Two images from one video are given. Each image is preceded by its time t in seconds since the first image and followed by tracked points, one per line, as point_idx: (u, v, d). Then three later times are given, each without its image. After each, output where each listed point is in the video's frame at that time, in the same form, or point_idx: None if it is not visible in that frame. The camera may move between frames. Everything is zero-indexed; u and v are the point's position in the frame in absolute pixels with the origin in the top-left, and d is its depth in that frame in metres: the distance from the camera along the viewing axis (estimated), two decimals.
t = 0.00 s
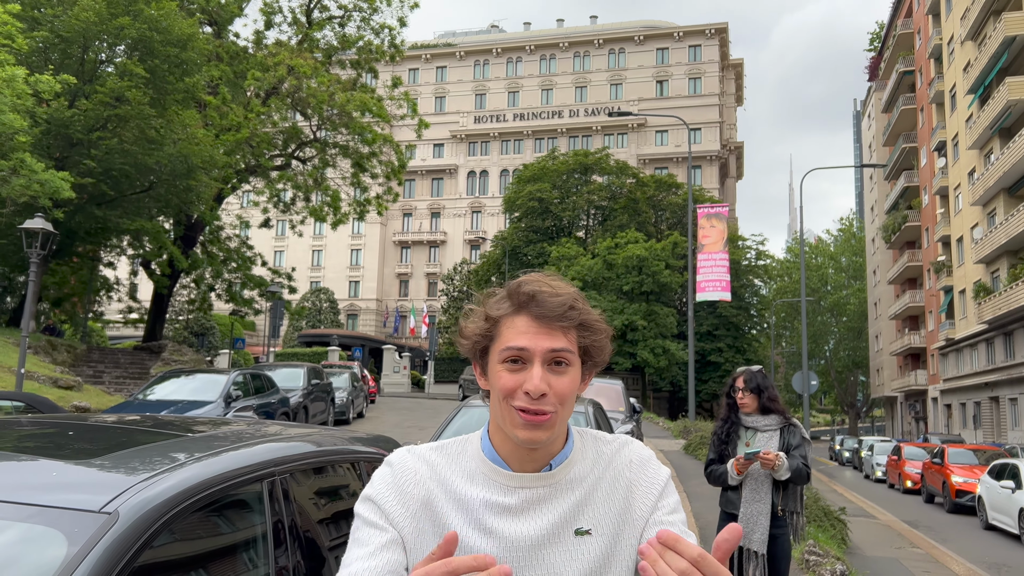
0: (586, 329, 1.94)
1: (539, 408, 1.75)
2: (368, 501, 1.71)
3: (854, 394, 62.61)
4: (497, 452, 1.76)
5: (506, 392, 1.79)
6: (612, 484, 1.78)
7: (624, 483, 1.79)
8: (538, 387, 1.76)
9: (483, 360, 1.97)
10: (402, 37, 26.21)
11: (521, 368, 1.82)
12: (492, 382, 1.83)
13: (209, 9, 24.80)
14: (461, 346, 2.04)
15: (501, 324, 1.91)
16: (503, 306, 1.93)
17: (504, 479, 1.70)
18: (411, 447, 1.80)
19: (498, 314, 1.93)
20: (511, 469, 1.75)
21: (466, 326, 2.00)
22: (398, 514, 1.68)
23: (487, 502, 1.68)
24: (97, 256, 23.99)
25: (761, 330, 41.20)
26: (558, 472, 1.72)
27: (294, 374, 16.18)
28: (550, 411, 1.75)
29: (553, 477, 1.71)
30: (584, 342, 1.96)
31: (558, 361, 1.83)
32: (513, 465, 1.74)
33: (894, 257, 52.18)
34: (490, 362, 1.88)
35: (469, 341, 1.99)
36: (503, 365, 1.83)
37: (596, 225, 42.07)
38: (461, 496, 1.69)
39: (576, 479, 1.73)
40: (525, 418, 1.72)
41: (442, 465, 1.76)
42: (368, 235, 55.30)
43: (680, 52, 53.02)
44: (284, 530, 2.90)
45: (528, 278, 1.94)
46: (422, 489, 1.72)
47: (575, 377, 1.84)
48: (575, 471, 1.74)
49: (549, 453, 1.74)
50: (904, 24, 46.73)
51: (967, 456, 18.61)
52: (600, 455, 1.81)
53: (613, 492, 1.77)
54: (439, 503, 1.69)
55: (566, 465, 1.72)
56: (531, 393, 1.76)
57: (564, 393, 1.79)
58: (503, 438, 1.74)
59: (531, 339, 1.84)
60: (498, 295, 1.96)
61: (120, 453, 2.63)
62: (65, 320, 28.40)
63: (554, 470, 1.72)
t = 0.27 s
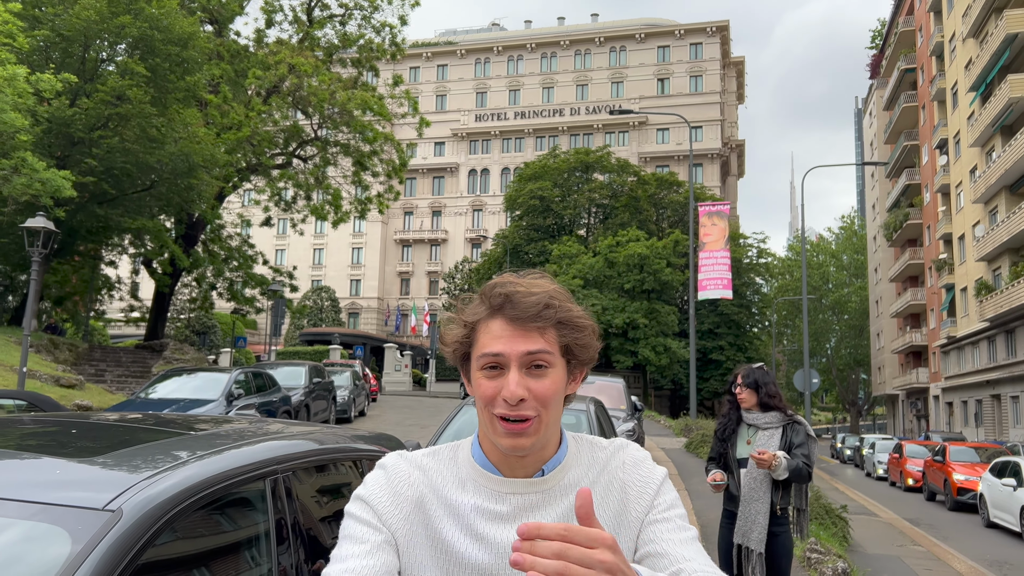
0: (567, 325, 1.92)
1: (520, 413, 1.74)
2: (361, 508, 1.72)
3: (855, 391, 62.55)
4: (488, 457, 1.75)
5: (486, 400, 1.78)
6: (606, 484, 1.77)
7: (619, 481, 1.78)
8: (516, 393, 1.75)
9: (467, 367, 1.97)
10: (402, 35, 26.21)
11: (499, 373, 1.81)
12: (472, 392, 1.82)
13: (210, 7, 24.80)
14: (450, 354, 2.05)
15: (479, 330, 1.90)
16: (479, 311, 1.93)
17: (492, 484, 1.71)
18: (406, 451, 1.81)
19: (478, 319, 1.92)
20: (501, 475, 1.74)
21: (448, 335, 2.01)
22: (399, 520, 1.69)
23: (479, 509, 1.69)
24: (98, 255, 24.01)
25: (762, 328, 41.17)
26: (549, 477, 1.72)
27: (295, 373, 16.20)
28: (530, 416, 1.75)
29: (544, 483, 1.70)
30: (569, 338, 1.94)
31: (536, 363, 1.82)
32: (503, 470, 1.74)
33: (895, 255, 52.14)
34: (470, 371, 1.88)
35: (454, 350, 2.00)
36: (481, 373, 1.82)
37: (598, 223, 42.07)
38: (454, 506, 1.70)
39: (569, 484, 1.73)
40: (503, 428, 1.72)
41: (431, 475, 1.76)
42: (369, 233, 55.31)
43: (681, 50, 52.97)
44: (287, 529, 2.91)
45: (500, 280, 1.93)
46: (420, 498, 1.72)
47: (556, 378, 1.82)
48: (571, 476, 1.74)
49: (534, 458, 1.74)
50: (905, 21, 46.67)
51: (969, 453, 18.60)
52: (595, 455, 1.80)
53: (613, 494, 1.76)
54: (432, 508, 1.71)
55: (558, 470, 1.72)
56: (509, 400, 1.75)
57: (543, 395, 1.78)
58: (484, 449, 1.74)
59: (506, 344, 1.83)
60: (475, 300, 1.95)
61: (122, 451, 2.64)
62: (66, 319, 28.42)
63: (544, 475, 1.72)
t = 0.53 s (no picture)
0: (559, 306, 1.92)
1: (511, 394, 1.75)
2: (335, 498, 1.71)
3: (856, 389, 62.53)
4: (470, 443, 1.76)
5: (477, 379, 1.78)
6: (593, 465, 1.79)
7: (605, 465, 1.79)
8: (509, 372, 1.75)
9: (453, 346, 1.97)
10: (403, 33, 26.18)
11: (490, 354, 1.81)
12: (463, 371, 1.82)
13: (210, 5, 24.81)
14: (430, 332, 2.03)
15: (469, 308, 1.89)
16: (469, 289, 1.92)
17: (481, 468, 1.72)
18: (384, 446, 1.82)
19: (467, 298, 1.91)
20: (486, 457, 1.75)
21: (431, 314, 1.99)
22: (376, 511, 1.69)
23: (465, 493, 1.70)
24: (99, 253, 24.02)
25: (763, 325, 41.15)
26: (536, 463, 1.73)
27: (297, 370, 16.22)
28: (521, 397, 1.75)
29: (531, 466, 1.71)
30: (558, 322, 1.95)
31: (528, 344, 1.82)
32: (489, 454, 1.75)
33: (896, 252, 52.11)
34: (457, 349, 1.87)
35: (436, 328, 1.98)
36: (471, 352, 1.82)
37: (599, 220, 42.05)
38: (441, 491, 1.70)
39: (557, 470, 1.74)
40: (495, 407, 1.72)
41: (417, 459, 1.77)
42: (370, 231, 55.32)
43: (682, 47, 52.93)
44: (289, 523, 2.91)
45: (492, 259, 1.93)
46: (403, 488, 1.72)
47: (548, 360, 1.83)
48: (557, 462, 1.76)
49: (522, 440, 1.75)
50: (907, 18, 46.62)
51: (970, 451, 18.59)
52: (578, 440, 1.81)
53: (602, 476, 1.78)
54: (419, 491, 1.71)
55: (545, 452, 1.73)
56: (501, 379, 1.76)
57: (536, 376, 1.78)
58: (472, 432, 1.75)
59: (499, 325, 1.83)
60: (465, 278, 1.95)
61: (124, 444, 2.63)
62: (68, 317, 28.46)
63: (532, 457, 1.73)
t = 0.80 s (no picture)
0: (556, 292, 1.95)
1: (522, 370, 1.77)
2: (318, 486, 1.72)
3: (857, 387, 62.52)
4: (464, 424, 1.78)
5: (487, 354, 1.78)
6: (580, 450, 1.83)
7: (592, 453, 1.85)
8: (523, 350, 1.77)
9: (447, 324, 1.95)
10: (403, 31, 26.14)
11: (500, 331, 1.81)
12: (467, 345, 1.82)
13: (211, 3, 24.82)
14: (418, 306, 1.99)
15: (473, 283, 1.89)
16: (477, 265, 1.91)
17: (479, 450, 1.74)
18: (367, 432, 1.83)
19: (470, 274, 1.91)
20: (480, 440, 1.78)
21: (427, 286, 1.95)
22: (360, 497, 1.70)
23: (464, 474, 1.72)
24: (100, 250, 24.01)
25: (764, 324, 41.18)
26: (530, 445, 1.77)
27: (298, 368, 16.25)
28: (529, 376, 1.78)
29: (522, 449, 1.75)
30: (555, 305, 1.99)
31: (539, 324, 1.84)
32: (484, 435, 1.77)
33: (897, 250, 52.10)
34: (461, 323, 1.86)
35: (428, 303, 1.93)
36: (480, 326, 1.82)
37: (599, 218, 42.04)
38: (440, 471, 1.72)
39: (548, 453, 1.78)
40: (509, 384, 1.74)
41: (413, 441, 1.78)
42: (371, 230, 55.34)
43: (683, 45, 52.89)
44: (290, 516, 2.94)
45: (500, 236, 1.94)
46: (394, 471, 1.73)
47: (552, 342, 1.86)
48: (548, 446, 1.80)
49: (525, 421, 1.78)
50: (907, 16, 46.60)
51: (970, 448, 18.60)
52: (567, 427, 1.87)
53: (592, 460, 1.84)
54: (417, 471, 1.72)
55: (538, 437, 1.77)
56: (514, 356, 1.77)
57: (545, 356, 1.81)
58: (479, 410, 1.76)
59: (510, 301, 1.84)
60: (467, 255, 1.94)
61: (127, 433, 2.64)
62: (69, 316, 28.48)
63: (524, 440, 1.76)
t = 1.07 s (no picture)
0: (542, 272, 1.96)
1: (500, 355, 1.78)
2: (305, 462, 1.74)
3: (856, 385, 62.58)
4: (451, 408, 1.81)
5: (463, 341, 1.80)
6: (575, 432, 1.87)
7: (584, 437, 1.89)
8: (500, 335, 1.78)
9: (431, 309, 1.98)
10: (403, 29, 26.14)
11: (475, 316, 1.83)
12: (447, 332, 1.84)
13: (211, 1, 24.83)
14: (408, 295, 2.04)
15: (449, 269, 1.91)
16: (452, 252, 1.93)
17: (464, 433, 1.77)
18: (358, 414, 1.86)
19: (448, 258, 1.92)
20: (469, 421, 1.80)
21: (410, 276, 1.99)
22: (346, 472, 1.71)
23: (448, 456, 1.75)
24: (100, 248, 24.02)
25: (763, 322, 41.21)
26: (518, 427, 1.79)
27: (298, 365, 16.27)
28: (510, 361, 1.79)
29: (515, 431, 1.78)
30: (540, 285, 1.99)
31: (516, 308, 1.85)
32: (471, 420, 1.80)
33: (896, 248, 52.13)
34: (441, 312, 1.88)
35: (414, 291, 1.99)
36: (455, 314, 1.84)
37: (599, 217, 42.08)
38: (422, 453, 1.75)
39: (538, 436, 1.81)
40: (484, 369, 1.75)
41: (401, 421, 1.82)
42: (370, 228, 55.36)
43: (683, 44, 52.89)
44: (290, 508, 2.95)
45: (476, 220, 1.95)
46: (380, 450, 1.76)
47: (533, 325, 1.87)
48: (537, 427, 1.82)
49: (507, 405, 1.80)
50: (907, 14, 46.60)
51: (969, 445, 18.64)
52: (560, 411, 1.89)
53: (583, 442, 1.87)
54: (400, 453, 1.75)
55: (527, 419, 1.80)
56: (493, 341, 1.78)
57: (524, 339, 1.81)
58: (459, 395, 1.79)
59: (485, 286, 1.85)
60: (447, 238, 1.96)
61: (130, 422, 2.67)
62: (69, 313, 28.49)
63: (515, 423, 1.79)
